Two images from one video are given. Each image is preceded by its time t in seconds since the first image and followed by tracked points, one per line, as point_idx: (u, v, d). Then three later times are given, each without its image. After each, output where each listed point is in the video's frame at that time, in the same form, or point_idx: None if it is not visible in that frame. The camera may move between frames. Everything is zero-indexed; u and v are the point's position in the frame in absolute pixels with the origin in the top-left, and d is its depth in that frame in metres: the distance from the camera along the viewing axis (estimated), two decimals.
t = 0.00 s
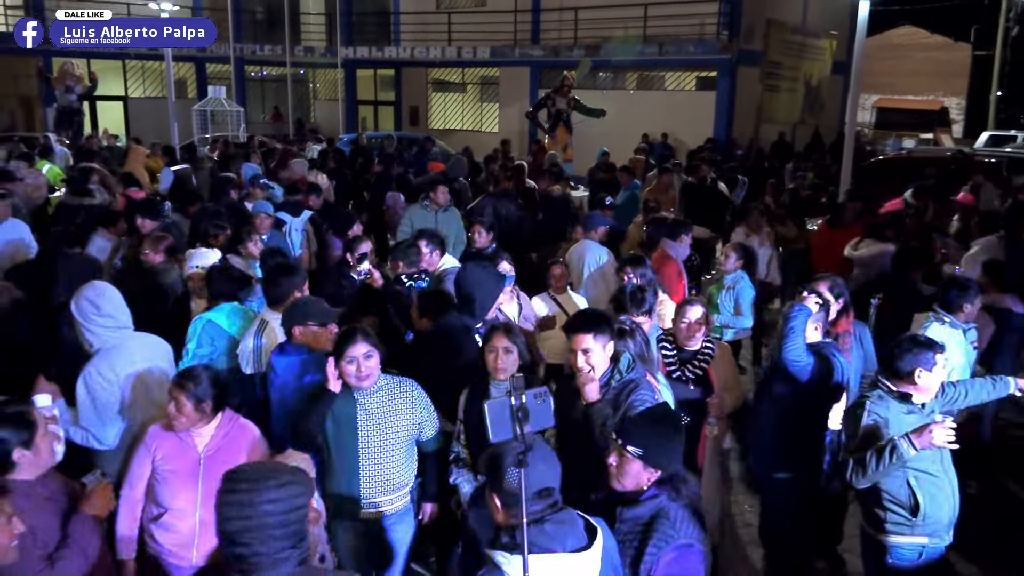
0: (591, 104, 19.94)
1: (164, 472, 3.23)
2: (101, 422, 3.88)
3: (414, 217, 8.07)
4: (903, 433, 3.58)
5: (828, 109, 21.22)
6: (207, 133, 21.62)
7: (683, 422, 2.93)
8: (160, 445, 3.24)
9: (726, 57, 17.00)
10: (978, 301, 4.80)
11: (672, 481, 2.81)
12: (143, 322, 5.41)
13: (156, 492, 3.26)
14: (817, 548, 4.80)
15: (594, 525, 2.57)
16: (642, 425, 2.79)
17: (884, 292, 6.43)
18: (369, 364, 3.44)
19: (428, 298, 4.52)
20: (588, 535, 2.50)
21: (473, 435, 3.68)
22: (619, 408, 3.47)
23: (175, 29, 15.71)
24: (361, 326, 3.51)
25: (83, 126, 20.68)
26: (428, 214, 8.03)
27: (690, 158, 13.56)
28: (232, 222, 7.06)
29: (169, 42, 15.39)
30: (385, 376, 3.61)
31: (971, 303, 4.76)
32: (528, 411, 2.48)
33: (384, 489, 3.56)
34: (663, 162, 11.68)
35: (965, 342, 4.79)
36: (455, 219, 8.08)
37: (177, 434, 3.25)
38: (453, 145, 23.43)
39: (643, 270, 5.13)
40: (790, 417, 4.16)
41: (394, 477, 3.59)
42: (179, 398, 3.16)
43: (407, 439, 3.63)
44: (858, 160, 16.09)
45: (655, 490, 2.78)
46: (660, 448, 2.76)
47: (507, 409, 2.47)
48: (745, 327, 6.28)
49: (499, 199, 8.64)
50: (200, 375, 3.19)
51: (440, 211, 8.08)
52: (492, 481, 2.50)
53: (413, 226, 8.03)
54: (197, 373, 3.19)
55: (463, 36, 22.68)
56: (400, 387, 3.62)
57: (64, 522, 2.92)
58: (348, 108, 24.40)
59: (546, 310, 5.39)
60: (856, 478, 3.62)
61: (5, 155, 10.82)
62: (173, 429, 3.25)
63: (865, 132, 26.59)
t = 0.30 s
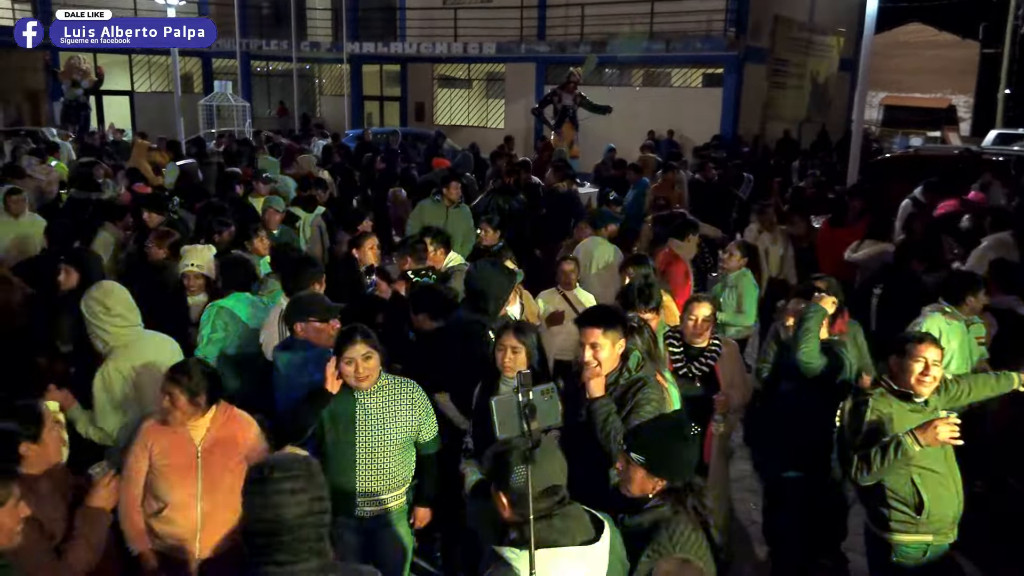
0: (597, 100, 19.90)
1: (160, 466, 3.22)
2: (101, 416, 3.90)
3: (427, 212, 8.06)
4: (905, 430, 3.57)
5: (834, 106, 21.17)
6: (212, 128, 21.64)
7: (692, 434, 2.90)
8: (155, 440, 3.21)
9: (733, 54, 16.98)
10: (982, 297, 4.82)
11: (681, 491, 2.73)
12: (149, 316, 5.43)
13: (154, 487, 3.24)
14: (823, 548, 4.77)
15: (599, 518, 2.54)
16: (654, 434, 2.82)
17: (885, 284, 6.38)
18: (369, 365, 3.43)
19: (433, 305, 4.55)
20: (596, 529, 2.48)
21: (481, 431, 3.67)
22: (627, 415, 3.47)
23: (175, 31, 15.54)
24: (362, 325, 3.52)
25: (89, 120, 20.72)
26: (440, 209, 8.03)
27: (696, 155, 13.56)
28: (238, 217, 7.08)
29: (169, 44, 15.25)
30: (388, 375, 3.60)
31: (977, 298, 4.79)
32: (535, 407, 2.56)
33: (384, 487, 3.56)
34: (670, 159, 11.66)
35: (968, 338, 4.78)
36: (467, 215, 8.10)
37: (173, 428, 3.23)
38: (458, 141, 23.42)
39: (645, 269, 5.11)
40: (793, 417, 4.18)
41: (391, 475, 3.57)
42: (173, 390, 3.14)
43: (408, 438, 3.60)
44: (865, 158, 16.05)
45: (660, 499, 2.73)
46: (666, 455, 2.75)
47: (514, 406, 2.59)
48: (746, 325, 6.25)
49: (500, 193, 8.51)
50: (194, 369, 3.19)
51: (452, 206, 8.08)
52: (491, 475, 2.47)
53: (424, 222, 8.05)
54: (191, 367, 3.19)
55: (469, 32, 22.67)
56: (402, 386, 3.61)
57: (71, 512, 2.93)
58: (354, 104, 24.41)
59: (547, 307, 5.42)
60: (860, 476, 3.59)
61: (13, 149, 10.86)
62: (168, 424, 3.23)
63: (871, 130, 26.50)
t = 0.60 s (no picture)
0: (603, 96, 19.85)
1: (144, 466, 3.22)
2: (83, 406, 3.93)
3: (431, 207, 8.06)
4: (902, 425, 3.56)
5: (841, 103, 21.12)
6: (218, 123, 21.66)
7: (692, 430, 2.74)
8: (137, 441, 3.21)
9: (740, 50, 16.96)
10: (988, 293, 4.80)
11: (676, 484, 2.75)
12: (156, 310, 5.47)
13: (137, 488, 3.24)
14: (829, 543, 4.77)
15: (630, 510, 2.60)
16: (652, 422, 2.78)
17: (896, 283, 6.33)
18: (383, 360, 3.43)
19: (427, 299, 4.59)
20: (628, 518, 2.53)
21: (485, 426, 3.65)
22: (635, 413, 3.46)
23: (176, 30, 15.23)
24: (372, 319, 3.51)
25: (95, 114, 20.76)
26: (445, 204, 8.03)
27: (702, 151, 13.54)
28: (243, 210, 7.11)
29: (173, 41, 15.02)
30: (399, 369, 3.60)
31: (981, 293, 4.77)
32: (543, 404, 2.49)
33: (390, 478, 3.57)
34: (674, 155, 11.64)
35: (968, 334, 4.78)
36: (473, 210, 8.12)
37: (152, 426, 3.23)
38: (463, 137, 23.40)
39: (639, 262, 5.08)
40: (801, 412, 4.16)
41: (400, 468, 3.58)
42: (151, 388, 3.11)
43: (416, 432, 3.59)
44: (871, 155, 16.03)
45: (656, 486, 2.76)
46: (659, 447, 2.72)
47: (522, 402, 2.47)
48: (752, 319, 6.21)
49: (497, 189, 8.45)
50: (171, 365, 3.14)
51: (457, 202, 8.10)
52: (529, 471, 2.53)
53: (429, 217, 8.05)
54: (169, 363, 3.14)
55: (475, 27, 22.65)
56: (413, 379, 3.60)
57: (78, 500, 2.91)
58: (359, 99, 24.42)
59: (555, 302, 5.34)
60: (858, 470, 3.61)
61: (19, 143, 10.91)
62: (146, 423, 3.22)
63: (878, 126, 26.47)
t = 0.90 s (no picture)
0: (608, 90, 19.80)
1: (138, 467, 3.24)
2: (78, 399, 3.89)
3: (431, 202, 8.08)
4: (904, 419, 3.54)
5: (847, 98, 21.04)
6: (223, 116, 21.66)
7: (691, 424, 2.81)
8: (128, 441, 3.22)
9: (746, 45, 16.91)
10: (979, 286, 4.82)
11: (676, 477, 2.79)
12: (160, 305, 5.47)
13: (135, 488, 3.27)
14: (833, 541, 4.75)
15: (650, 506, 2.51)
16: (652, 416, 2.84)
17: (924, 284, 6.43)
18: (392, 360, 3.43)
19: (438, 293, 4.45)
20: (648, 515, 2.45)
21: (490, 424, 3.65)
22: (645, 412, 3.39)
23: (176, 31, 15.05)
24: (384, 317, 3.52)
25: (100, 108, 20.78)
26: (443, 198, 8.05)
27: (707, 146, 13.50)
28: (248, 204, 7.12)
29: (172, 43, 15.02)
30: (412, 368, 3.59)
31: (970, 285, 4.80)
32: (549, 399, 2.58)
33: (397, 475, 3.55)
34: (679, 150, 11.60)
35: (964, 331, 4.77)
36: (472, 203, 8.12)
37: (142, 426, 3.23)
38: (469, 132, 23.37)
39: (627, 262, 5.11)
40: (808, 409, 4.15)
41: (409, 466, 3.57)
42: (139, 386, 3.11)
43: (425, 432, 3.57)
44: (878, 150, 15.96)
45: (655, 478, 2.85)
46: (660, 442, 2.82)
47: (528, 396, 2.59)
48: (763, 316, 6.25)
49: (499, 183, 8.35)
50: (157, 361, 3.11)
51: (456, 197, 8.10)
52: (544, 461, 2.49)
53: (430, 212, 8.05)
54: (155, 359, 3.11)
55: (480, 21, 22.60)
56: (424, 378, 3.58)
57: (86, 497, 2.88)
58: (365, 94, 24.41)
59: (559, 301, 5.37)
60: (860, 464, 3.60)
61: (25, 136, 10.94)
62: (136, 422, 3.23)
63: (884, 122, 26.37)
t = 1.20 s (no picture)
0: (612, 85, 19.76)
1: (136, 461, 3.22)
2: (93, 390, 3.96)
3: (424, 197, 8.12)
4: (909, 415, 3.54)
5: (852, 94, 20.98)
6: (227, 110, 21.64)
7: (700, 428, 2.85)
8: (128, 433, 3.21)
9: (750, 40, 16.89)
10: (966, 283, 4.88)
11: (682, 481, 2.84)
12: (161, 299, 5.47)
13: (133, 481, 3.25)
14: (836, 537, 4.77)
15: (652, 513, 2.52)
16: (657, 422, 2.93)
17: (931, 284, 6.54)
18: (395, 349, 3.43)
19: (449, 283, 4.47)
20: (649, 521, 2.48)
21: (495, 416, 3.66)
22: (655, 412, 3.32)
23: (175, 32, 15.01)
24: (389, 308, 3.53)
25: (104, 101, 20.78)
26: (436, 191, 8.10)
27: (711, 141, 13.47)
28: (251, 198, 7.11)
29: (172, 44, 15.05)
30: (416, 360, 3.60)
31: (956, 285, 4.85)
32: (555, 394, 2.51)
33: (401, 468, 3.57)
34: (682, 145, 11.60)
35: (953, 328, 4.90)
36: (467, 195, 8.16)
37: (143, 417, 3.24)
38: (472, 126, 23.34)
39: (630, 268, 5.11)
40: (811, 404, 4.15)
41: (412, 460, 3.57)
42: (139, 376, 3.14)
43: (430, 424, 3.58)
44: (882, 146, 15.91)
45: (661, 481, 2.88)
46: (667, 443, 2.88)
47: (534, 392, 2.51)
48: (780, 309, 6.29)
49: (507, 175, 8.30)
50: (159, 352, 3.16)
51: (450, 189, 8.15)
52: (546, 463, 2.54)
53: (428, 207, 8.07)
54: (156, 350, 3.16)
55: (484, 16, 22.56)
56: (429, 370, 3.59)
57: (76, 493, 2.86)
58: (368, 88, 24.37)
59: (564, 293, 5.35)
60: (863, 460, 3.60)
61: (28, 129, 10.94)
62: (137, 413, 3.24)
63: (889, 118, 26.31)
